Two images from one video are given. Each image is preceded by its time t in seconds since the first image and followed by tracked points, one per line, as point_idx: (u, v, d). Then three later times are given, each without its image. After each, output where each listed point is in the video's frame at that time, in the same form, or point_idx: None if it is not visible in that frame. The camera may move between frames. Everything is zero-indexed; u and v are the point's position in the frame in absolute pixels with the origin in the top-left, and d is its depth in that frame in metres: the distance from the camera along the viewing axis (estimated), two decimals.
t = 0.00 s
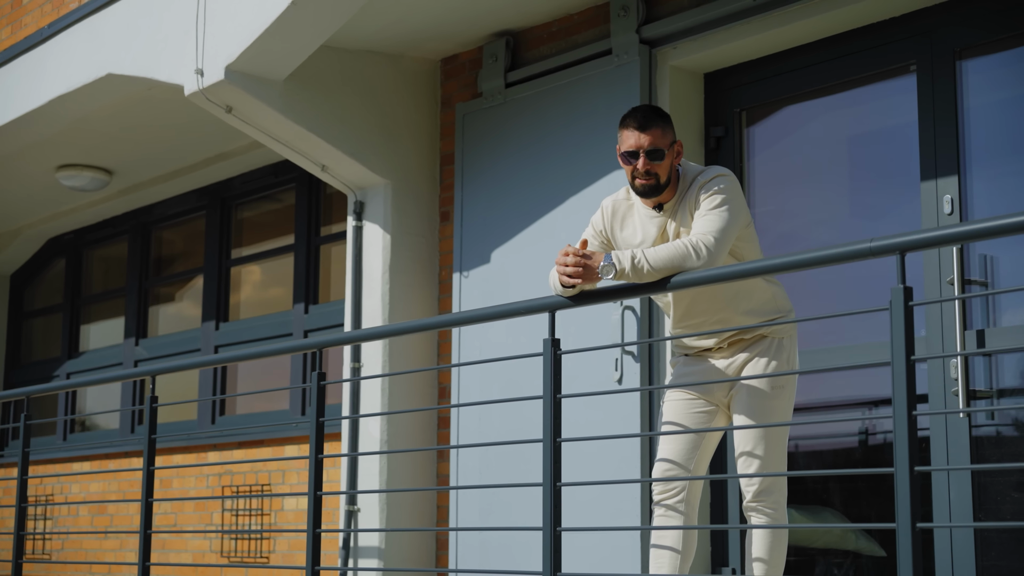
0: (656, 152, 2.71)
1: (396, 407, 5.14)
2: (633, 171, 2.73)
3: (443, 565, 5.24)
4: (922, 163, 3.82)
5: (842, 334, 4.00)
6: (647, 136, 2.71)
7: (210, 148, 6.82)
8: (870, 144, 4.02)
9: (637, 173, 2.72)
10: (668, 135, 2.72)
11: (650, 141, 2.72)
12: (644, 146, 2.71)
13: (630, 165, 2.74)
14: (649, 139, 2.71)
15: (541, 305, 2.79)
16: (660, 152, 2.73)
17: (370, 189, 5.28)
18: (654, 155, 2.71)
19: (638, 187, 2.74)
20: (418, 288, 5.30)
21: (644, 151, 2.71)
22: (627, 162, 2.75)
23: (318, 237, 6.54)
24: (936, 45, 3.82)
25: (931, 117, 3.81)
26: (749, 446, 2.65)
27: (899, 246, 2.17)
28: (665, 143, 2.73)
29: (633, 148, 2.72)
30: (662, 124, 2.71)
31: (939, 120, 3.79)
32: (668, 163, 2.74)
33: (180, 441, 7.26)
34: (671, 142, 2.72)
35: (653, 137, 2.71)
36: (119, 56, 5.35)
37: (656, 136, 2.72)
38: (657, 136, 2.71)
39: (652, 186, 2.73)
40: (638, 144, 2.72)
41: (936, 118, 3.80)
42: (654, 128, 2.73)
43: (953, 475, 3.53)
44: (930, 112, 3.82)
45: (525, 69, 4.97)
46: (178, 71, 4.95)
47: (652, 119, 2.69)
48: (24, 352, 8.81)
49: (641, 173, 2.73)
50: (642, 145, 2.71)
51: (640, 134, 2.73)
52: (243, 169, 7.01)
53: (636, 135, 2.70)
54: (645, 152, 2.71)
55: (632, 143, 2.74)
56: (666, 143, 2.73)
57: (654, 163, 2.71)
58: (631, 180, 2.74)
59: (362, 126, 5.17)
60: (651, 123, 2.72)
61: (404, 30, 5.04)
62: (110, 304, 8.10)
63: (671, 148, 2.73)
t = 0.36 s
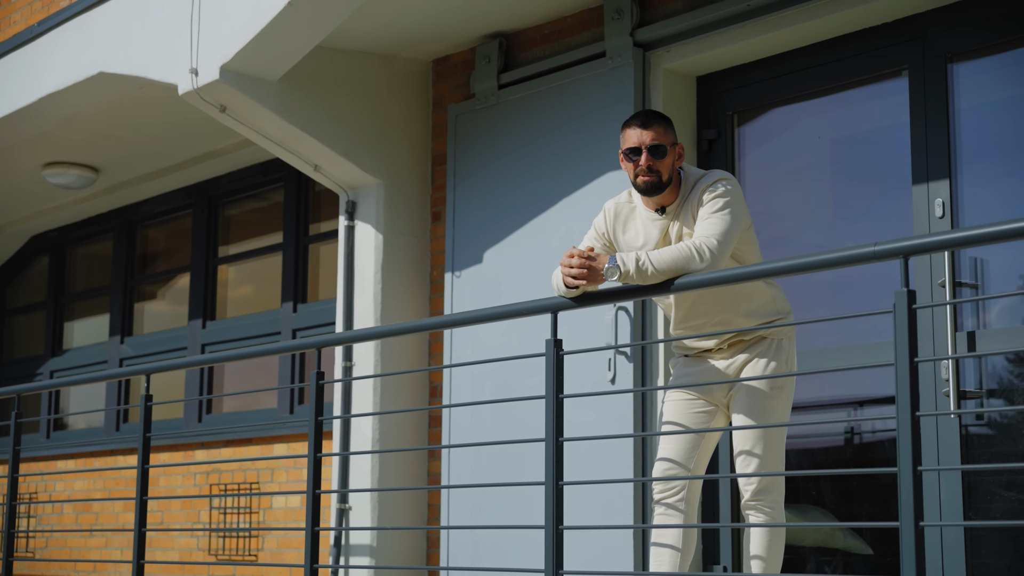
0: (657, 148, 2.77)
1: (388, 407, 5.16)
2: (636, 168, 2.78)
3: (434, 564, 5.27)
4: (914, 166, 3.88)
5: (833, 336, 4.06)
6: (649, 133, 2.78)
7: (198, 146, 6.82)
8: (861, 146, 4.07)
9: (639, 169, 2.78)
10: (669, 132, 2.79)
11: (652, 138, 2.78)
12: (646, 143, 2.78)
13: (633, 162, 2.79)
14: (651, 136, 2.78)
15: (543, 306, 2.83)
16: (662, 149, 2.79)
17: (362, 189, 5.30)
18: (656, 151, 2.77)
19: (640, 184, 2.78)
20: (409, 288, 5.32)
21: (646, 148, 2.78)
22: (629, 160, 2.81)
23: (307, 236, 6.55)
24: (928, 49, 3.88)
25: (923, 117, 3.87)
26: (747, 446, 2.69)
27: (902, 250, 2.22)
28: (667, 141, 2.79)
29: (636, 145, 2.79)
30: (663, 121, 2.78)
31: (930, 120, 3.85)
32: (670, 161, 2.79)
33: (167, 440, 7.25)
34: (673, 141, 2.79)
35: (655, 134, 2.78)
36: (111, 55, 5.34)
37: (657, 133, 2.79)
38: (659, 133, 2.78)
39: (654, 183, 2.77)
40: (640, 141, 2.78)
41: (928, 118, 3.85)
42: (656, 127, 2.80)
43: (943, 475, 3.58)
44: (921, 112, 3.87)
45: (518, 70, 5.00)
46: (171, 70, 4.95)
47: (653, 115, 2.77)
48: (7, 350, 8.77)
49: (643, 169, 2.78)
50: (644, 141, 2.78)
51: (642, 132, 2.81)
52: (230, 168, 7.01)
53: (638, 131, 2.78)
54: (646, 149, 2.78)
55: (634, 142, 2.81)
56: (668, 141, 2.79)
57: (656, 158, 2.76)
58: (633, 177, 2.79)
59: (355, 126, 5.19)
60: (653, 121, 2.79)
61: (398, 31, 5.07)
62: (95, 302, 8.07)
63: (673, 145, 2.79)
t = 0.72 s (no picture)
0: (658, 142, 2.80)
1: (380, 398, 5.18)
2: (636, 163, 2.81)
3: (426, 554, 5.30)
4: (906, 162, 3.92)
5: (824, 329, 4.10)
6: (649, 128, 2.81)
7: (187, 138, 6.81)
8: (853, 140, 4.11)
9: (639, 164, 2.80)
10: (669, 127, 2.81)
11: (652, 133, 2.81)
12: (646, 138, 2.80)
13: (633, 157, 2.82)
14: (651, 131, 2.80)
15: (543, 300, 2.86)
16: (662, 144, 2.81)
17: (354, 181, 5.31)
18: (656, 145, 2.80)
19: (640, 179, 2.81)
20: (401, 280, 5.34)
21: (646, 143, 2.80)
22: (629, 155, 2.83)
23: (297, 228, 6.55)
24: (921, 45, 3.91)
25: (915, 110, 3.91)
26: (746, 438, 2.73)
27: (903, 246, 2.25)
28: (667, 136, 2.82)
29: (636, 139, 2.81)
30: (663, 117, 2.80)
31: (922, 113, 3.89)
32: (670, 156, 2.81)
33: (155, 431, 7.25)
34: (673, 135, 2.82)
35: (655, 129, 2.80)
36: (103, 46, 5.33)
37: (657, 129, 2.81)
38: (659, 128, 2.80)
39: (654, 178, 2.80)
40: (641, 136, 2.81)
41: (920, 112, 3.89)
42: (656, 122, 2.83)
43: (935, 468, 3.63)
44: (913, 105, 3.91)
45: (511, 64, 5.02)
46: (165, 62, 4.95)
47: (653, 111, 2.80)
48: None
49: (643, 164, 2.80)
50: (644, 137, 2.80)
51: (642, 127, 2.83)
52: (218, 159, 7.00)
53: (638, 127, 2.80)
54: (647, 144, 2.80)
55: (634, 137, 2.83)
56: (667, 136, 2.82)
57: (656, 153, 2.79)
58: (633, 171, 2.81)
59: (348, 118, 5.19)
60: (653, 116, 2.82)
61: (391, 24, 5.07)
62: (81, 292, 8.05)
63: (673, 140, 2.81)
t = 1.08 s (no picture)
0: (664, 136, 2.83)
1: (378, 389, 5.21)
2: (642, 156, 2.84)
3: (422, 542, 5.34)
4: (903, 156, 3.97)
5: (820, 321, 4.15)
6: (655, 122, 2.84)
7: (179, 127, 6.80)
8: (849, 135, 4.17)
9: (645, 157, 2.84)
10: (675, 122, 2.84)
11: (658, 127, 2.84)
12: (653, 132, 2.84)
13: (639, 151, 2.85)
14: (657, 125, 2.83)
15: (550, 292, 2.90)
16: (668, 138, 2.84)
17: (351, 172, 5.33)
18: (662, 139, 2.83)
19: (646, 172, 2.85)
20: (398, 271, 5.37)
21: (652, 137, 2.84)
22: (636, 148, 2.86)
23: (290, 218, 6.56)
24: (917, 41, 3.97)
25: (911, 103, 3.96)
26: (750, 428, 2.79)
27: (911, 241, 2.30)
28: (673, 130, 2.85)
29: (642, 133, 2.85)
30: (670, 111, 2.83)
31: (919, 107, 3.94)
32: (676, 149, 2.84)
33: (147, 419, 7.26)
34: (679, 130, 2.84)
35: (662, 123, 2.83)
36: (100, 36, 5.33)
37: (664, 122, 2.84)
38: (665, 123, 2.83)
39: (659, 171, 2.84)
40: (647, 130, 2.84)
41: (916, 104, 3.95)
42: (663, 116, 2.86)
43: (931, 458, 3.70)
44: (910, 99, 3.97)
45: (508, 57, 5.04)
46: (163, 52, 4.95)
47: (660, 106, 2.83)
48: None
49: (649, 157, 2.84)
50: (650, 131, 2.84)
51: (649, 121, 2.86)
52: (211, 149, 7.01)
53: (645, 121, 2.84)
54: (653, 138, 2.84)
55: (641, 130, 2.86)
56: (674, 130, 2.85)
57: (661, 147, 2.82)
58: (639, 164, 2.85)
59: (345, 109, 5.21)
60: (661, 110, 2.85)
61: (389, 16, 5.09)
62: (71, 281, 8.04)
63: (680, 134, 2.84)
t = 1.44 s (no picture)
0: (669, 135, 2.92)
1: (373, 388, 5.25)
2: (647, 154, 2.92)
3: (417, 538, 5.39)
4: (896, 160, 4.05)
5: (812, 321, 4.23)
6: (661, 121, 2.94)
7: (170, 124, 6.81)
8: (842, 138, 4.25)
9: (650, 155, 2.92)
10: (681, 122, 2.94)
11: (664, 127, 2.93)
12: (658, 131, 2.93)
13: (645, 149, 2.94)
14: (662, 124, 2.93)
15: (557, 292, 2.96)
16: (674, 138, 2.93)
17: (346, 171, 5.37)
18: (667, 137, 2.92)
19: (651, 171, 2.92)
20: (393, 269, 5.41)
21: (658, 135, 2.92)
22: (642, 148, 2.95)
23: (282, 215, 6.58)
24: (910, 46, 4.05)
25: (905, 102, 4.05)
26: (752, 426, 2.86)
27: (917, 245, 2.38)
28: (679, 130, 2.94)
29: (649, 132, 2.94)
30: (675, 111, 2.93)
31: (912, 107, 4.03)
32: (682, 149, 2.92)
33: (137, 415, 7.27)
34: (684, 130, 2.93)
35: (667, 122, 2.93)
36: (96, 34, 5.35)
37: (669, 122, 2.93)
38: (670, 122, 2.93)
39: (664, 170, 2.90)
40: (653, 129, 2.93)
41: (910, 105, 4.03)
42: (669, 117, 2.96)
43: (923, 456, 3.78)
44: (903, 99, 4.05)
45: (504, 57, 5.10)
46: (161, 51, 4.97)
47: (665, 105, 2.93)
48: None
49: (654, 156, 2.92)
50: (656, 130, 2.93)
51: (656, 122, 2.96)
52: (201, 146, 7.02)
53: (651, 120, 2.93)
54: (658, 136, 2.92)
55: (647, 130, 2.96)
56: (679, 130, 2.94)
57: (666, 145, 2.91)
58: (645, 163, 2.92)
59: (341, 108, 5.25)
60: (667, 111, 2.95)
61: (386, 16, 5.13)
62: (58, 276, 8.02)
63: (684, 135, 2.93)
